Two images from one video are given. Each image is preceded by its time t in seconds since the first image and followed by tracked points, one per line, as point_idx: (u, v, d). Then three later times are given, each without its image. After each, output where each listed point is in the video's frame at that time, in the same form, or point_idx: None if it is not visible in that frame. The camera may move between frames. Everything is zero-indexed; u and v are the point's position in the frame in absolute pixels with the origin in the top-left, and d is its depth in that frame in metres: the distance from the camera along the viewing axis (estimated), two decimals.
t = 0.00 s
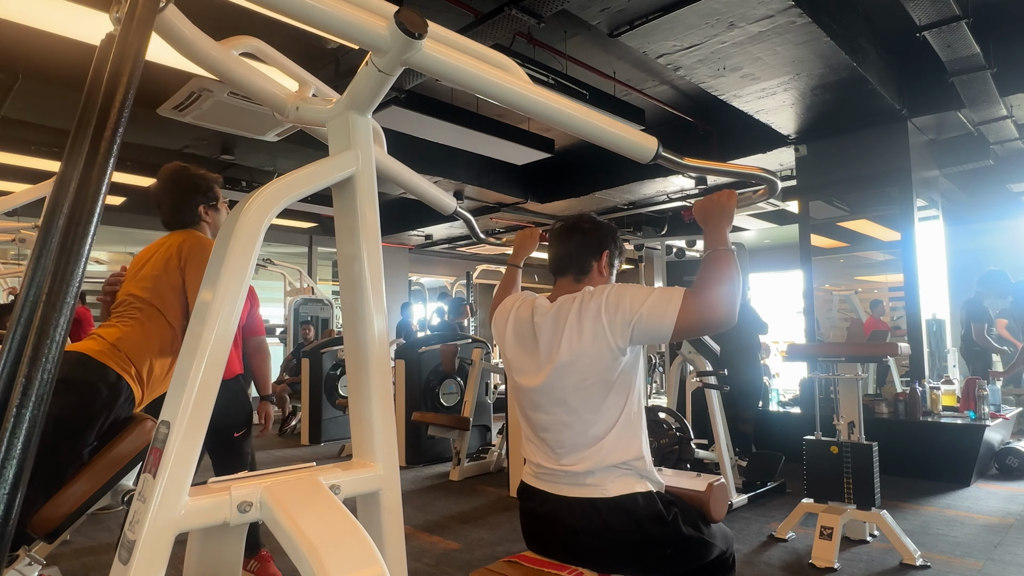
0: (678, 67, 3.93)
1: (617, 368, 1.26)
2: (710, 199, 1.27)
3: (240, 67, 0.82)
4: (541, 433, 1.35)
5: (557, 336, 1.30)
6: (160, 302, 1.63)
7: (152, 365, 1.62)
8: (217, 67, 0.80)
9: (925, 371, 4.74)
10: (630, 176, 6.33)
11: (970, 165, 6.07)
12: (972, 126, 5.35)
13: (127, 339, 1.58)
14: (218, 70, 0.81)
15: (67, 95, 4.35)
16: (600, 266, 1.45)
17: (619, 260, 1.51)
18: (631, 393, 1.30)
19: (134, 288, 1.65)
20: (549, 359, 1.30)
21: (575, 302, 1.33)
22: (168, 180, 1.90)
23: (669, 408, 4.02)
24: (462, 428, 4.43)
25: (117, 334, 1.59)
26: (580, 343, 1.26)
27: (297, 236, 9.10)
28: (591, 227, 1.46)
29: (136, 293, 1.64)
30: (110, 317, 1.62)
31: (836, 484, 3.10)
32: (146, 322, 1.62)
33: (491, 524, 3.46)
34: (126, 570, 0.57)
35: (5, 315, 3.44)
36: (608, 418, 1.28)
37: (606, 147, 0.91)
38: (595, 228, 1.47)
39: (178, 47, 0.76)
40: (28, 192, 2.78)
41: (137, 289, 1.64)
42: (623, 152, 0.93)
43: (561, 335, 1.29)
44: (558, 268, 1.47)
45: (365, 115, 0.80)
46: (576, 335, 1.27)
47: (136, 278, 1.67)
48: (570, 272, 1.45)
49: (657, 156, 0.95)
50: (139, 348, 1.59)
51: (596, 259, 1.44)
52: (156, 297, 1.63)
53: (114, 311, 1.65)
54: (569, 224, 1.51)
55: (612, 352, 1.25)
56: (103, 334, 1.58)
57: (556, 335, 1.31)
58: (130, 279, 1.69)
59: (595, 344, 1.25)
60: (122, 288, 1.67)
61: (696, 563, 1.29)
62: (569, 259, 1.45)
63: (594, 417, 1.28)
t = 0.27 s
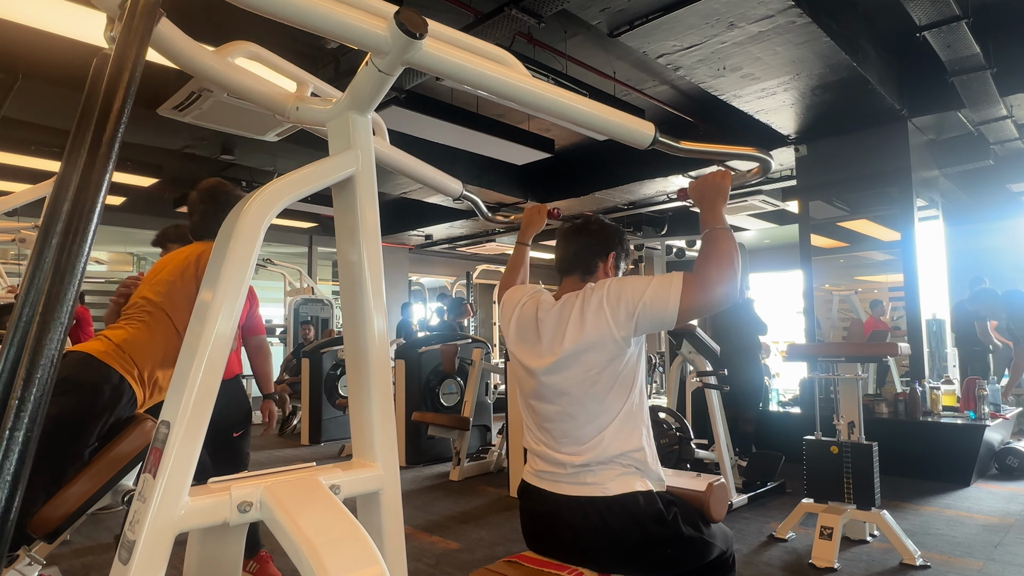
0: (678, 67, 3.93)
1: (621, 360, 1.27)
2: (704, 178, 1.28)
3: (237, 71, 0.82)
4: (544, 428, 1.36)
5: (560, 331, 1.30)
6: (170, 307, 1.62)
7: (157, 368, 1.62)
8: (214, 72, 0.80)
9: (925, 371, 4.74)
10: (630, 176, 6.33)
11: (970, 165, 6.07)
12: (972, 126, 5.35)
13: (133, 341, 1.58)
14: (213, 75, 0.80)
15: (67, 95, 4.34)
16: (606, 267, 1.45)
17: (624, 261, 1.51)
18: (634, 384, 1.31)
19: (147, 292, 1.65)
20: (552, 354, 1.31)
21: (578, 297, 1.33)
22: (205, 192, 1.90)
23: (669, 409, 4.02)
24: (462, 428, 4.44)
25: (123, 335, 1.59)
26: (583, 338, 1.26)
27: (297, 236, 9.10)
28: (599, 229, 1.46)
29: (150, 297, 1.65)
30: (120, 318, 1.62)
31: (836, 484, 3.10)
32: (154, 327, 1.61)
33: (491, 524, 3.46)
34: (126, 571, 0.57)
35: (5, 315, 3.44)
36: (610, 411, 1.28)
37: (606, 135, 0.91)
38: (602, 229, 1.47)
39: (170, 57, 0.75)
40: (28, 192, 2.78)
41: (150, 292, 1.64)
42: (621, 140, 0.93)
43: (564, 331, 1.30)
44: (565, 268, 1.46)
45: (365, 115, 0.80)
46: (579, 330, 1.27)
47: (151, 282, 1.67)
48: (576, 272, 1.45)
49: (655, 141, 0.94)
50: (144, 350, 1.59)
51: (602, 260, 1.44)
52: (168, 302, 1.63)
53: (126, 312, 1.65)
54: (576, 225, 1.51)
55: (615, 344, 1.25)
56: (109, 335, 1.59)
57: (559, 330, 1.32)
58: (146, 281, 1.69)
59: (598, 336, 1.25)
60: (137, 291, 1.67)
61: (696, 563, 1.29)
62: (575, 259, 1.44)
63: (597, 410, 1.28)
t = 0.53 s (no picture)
0: (678, 67, 3.93)
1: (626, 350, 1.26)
2: (695, 151, 1.31)
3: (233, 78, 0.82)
4: (548, 426, 1.36)
5: (564, 326, 1.30)
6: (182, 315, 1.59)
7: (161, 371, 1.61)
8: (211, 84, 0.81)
9: (925, 371, 4.74)
10: (630, 176, 6.34)
11: (970, 165, 6.07)
12: (972, 126, 5.35)
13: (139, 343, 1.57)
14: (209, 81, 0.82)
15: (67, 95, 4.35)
16: (611, 268, 1.45)
17: (629, 263, 1.51)
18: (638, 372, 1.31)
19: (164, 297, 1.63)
20: (555, 349, 1.30)
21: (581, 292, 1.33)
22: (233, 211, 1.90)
23: (670, 408, 4.02)
24: (462, 428, 4.44)
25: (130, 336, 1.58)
26: (586, 332, 1.26)
27: (296, 236, 9.10)
28: (606, 231, 1.46)
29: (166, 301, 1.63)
30: (134, 319, 1.61)
31: (836, 484, 3.10)
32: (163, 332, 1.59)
33: (491, 524, 3.46)
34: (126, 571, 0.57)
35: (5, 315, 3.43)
36: (614, 404, 1.28)
37: (604, 119, 0.90)
38: (608, 232, 1.47)
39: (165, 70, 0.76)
40: (28, 192, 2.78)
41: (166, 296, 1.63)
42: (619, 123, 0.91)
43: (567, 325, 1.29)
44: (570, 267, 1.46)
45: (365, 115, 0.79)
46: (582, 324, 1.27)
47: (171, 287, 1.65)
48: (581, 272, 1.44)
49: (650, 122, 0.93)
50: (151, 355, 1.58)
51: (607, 261, 1.44)
52: (181, 308, 1.61)
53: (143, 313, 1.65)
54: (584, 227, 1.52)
55: (619, 333, 1.25)
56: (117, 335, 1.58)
57: (563, 323, 1.31)
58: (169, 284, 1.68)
59: (603, 327, 1.25)
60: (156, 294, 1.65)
61: (696, 562, 1.29)
62: (580, 261, 1.44)
63: (603, 403, 1.28)
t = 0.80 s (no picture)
0: (678, 67, 3.93)
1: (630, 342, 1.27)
2: (681, 116, 1.27)
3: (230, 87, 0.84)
4: (551, 425, 1.35)
5: (567, 322, 1.30)
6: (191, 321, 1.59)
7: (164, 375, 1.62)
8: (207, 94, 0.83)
9: (925, 371, 4.74)
10: (630, 176, 6.34)
11: (970, 165, 6.07)
12: (972, 126, 5.35)
13: (146, 345, 1.58)
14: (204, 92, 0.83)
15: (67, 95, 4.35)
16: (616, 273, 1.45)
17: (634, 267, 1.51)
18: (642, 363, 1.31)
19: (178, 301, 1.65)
20: (559, 345, 1.30)
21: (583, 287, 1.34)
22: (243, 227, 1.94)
23: (670, 408, 4.02)
24: (462, 428, 4.44)
25: (137, 338, 1.59)
26: (590, 326, 1.26)
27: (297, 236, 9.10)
28: (612, 236, 1.46)
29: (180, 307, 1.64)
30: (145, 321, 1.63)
31: (836, 484, 3.10)
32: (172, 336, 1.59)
33: (491, 524, 3.46)
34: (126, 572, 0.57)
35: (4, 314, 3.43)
36: (617, 399, 1.28)
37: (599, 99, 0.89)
38: (616, 238, 1.46)
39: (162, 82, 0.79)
40: (29, 192, 2.78)
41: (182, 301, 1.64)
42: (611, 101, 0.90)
43: (571, 321, 1.29)
44: (577, 269, 1.47)
45: (365, 115, 0.79)
46: (585, 318, 1.27)
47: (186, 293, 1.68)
48: (585, 273, 1.45)
49: (642, 97, 0.91)
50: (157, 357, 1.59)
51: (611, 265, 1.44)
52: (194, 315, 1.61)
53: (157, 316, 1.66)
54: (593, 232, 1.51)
55: (623, 325, 1.25)
56: (123, 337, 1.59)
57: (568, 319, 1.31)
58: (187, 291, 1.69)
59: (606, 320, 1.25)
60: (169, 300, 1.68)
61: (696, 562, 1.29)
62: (585, 264, 1.45)
63: (607, 397, 1.28)
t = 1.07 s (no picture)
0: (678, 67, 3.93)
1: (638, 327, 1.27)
2: (666, 88, 1.30)
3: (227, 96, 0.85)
4: (557, 419, 1.34)
5: (574, 314, 1.29)
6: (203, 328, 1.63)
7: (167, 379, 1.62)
8: (200, 105, 0.84)
9: (925, 371, 4.74)
10: (630, 176, 6.34)
11: (970, 165, 6.07)
12: (972, 126, 5.35)
13: (152, 348, 1.60)
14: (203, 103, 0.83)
15: (67, 95, 4.34)
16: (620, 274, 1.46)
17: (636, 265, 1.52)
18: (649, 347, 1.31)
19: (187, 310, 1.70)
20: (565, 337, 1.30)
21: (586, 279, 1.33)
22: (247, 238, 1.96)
23: (670, 408, 4.02)
24: (462, 428, 4.44)
25: (142, 340, 1.60)
26: (597, 317, 1.25)
27: (296, 236, 9.09)
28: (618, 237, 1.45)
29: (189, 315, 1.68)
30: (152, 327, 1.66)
31: (836, 484, 3.10)
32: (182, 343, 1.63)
33: (490, 524, 3.46)
34: (126, 571, 0.57)
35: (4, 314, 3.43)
36: (623, 387, 1.28)
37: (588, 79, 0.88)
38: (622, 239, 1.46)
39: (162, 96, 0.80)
40: (28, 192, 2.78)
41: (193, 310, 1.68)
42: (597, 79, 0.89)
43: (577, 312, 1.29)
44: (581, 267, 1.47)
45: (365, 115, 0.79)
46: (591, 309, 1.27)
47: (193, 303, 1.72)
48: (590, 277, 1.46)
49: (631, 74, 0.90)
50: (160, 360, 1.60)
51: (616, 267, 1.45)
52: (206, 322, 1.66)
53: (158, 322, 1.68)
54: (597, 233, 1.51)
55: (631, 312, 1.26)
56: (129, 339, 1.60)
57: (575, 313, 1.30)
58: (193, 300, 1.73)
59: (613, 309, 1.25)
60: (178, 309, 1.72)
61: (695, 562, 1.29)
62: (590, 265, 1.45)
63: (616, 385, 1.28)
